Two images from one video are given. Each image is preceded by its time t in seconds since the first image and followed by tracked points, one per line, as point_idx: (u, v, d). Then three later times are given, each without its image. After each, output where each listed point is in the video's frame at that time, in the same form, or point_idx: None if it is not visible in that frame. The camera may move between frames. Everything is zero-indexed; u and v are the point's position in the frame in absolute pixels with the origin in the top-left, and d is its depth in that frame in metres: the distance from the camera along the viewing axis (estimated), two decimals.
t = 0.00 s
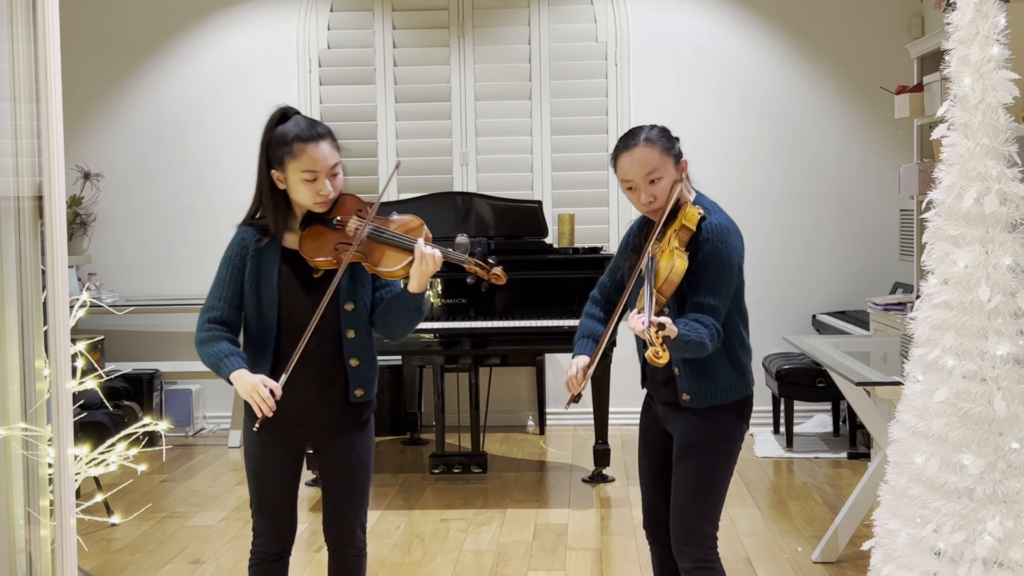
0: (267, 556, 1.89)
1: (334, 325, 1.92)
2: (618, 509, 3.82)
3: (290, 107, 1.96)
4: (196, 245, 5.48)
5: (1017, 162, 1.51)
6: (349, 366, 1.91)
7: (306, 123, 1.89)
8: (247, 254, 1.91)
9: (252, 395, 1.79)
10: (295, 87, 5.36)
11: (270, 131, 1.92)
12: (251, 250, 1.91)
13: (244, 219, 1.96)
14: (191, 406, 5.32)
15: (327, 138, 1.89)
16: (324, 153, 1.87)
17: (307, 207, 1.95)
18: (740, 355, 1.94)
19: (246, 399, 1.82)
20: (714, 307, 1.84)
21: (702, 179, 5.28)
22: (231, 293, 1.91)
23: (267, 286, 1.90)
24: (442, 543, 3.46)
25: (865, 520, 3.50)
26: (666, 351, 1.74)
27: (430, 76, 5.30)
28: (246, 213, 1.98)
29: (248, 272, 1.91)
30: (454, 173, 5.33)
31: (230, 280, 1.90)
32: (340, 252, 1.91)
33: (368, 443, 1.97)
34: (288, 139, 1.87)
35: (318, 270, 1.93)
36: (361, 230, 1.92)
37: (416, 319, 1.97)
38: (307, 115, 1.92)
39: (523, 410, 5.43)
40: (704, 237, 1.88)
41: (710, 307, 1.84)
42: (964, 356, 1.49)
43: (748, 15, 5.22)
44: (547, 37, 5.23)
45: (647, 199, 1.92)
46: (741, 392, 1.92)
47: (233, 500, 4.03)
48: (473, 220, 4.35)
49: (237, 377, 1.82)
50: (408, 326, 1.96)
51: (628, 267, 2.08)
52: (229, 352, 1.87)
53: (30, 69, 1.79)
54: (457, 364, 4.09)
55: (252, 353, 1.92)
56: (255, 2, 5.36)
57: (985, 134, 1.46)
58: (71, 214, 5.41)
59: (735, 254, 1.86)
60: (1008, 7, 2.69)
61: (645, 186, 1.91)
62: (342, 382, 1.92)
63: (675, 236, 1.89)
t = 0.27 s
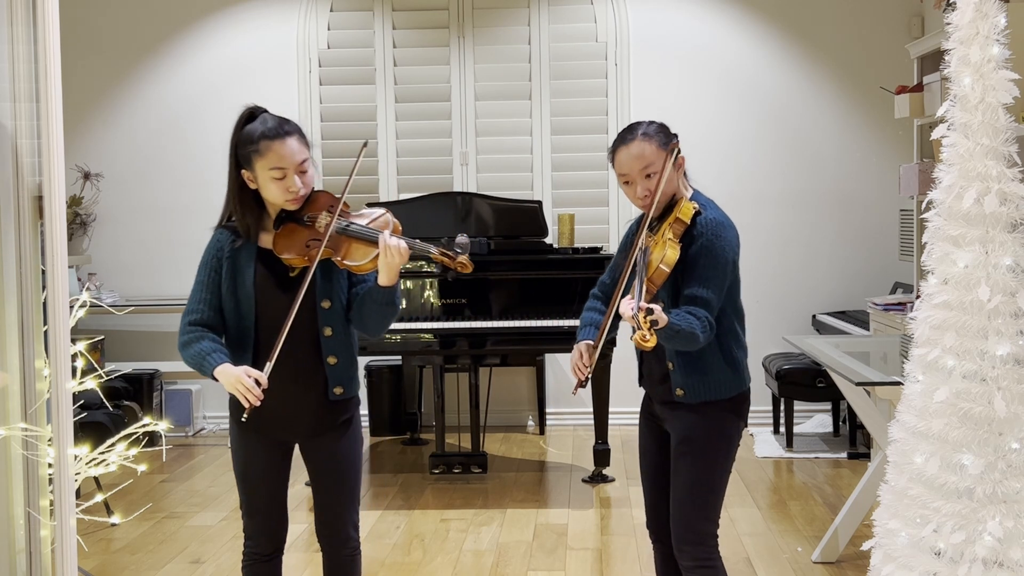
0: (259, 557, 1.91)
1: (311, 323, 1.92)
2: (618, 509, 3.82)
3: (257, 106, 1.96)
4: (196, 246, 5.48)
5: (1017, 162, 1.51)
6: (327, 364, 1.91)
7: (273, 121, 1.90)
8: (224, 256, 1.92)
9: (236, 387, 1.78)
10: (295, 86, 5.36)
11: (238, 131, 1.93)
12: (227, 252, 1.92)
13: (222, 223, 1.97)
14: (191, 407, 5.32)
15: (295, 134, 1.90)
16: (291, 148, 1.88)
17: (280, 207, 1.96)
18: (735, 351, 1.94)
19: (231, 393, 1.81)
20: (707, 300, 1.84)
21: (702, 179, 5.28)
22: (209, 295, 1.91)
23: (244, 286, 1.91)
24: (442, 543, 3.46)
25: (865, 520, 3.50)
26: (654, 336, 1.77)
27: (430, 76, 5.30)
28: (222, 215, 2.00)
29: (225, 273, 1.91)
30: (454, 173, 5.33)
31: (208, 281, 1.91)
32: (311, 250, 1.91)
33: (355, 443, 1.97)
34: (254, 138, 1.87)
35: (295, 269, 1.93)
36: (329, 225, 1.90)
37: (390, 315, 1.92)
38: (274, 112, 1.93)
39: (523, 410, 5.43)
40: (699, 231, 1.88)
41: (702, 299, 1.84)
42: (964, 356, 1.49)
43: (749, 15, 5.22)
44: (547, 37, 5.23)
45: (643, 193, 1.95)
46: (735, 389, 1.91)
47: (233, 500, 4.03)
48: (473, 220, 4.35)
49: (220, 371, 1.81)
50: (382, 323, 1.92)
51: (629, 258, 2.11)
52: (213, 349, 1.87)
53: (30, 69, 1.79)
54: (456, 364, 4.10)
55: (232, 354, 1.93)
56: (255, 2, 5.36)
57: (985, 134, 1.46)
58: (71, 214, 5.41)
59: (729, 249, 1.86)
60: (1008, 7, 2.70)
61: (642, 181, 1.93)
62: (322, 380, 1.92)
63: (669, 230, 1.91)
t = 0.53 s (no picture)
0: (254, 558, 1.93)
1: (294, 322, 1.92)
2: (618, 509, 3.82)
3: (233, 107, 1.95)
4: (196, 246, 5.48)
5: (1017, 162, 1.51)
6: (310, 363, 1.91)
7: (248, 120, 1.89)
8: (205, 258, 1.92)
9: (203, 409, 1.76)
10: (295, 86, 5.35)
11: (215, 132, 1.93)
12: (208, 253, 1.93)
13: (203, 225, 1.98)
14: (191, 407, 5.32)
15: (271, 133, 1.89)
16: (266, 148, 1.87)
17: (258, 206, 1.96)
18: (728, 351, 1.93)
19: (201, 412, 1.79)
20: (699, 300, 1.83)
21: (702, 179, 5.28)
22: (192, 298, 1.92)
23: (225, 287, 1.91)
24: (443, 543, 3.46)
25: (865, 519, 3.50)
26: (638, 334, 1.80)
27: (429, 76, 5.30)
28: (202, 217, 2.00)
29: (206, 276, 1.92)
30: (454, 173, 5.33)
31: (190, 284, 1.92)
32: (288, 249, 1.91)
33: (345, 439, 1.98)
34: (229, 138, 1.87)
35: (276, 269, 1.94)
36: (304, 222, 1.91)
37: (370, 312, 1.91)
38: (249, 112, 1.92)
39: (523, 410, 5.43)
40: (695, 231, 1.88)
41: (693, 299, 1.83)
42: (964, 356, 1.49)
43: (749, 15, 5.22)
44: (548, 37, 5.23)
45: (644, 192, 1.95)
46: (727, 388, 1.91)
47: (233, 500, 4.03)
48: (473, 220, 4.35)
49: (192, 391, 1.82)
50: (363, 321, 1.92)
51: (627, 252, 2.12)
52: (188, 364, 1.88)
53: (30, 69, 1.79)
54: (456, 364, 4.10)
55: (215, 356, 1.93)
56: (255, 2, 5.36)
57: (985, 134, 1.46)
58: (71, 214, 5.41)
59: (723, 251, 1.86)
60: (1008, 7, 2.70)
61: (642, 179, 1.93)
62: (307, 379, 1.92)
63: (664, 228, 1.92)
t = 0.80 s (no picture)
0: (251, 558, 1.94)
1: (284, 322, 1.92)
2: (618, 509, 3.83)
3: (221, 107, 1.95)
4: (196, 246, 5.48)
5: (1017, 162, 1.51)
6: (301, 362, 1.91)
7: (235, 121, 1.89)
8: (196, 260, 1.94)
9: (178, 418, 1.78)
10: (295, 86, 5.35)
11: (204, 132, 1.93)
12: (199, 254, 1.94)
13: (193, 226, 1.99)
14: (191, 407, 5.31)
15: (257, 134, 1.89)
16: (253, 148, 1.88)
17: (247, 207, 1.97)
18: (721, 352, 1.93)
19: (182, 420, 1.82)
20: (689, 298, 1.83)
21: (702, 180, 5.28)
22: (183, 299, 1.94)
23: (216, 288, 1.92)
24: (443, 543, 3.46)
25: (866, 520, 3.50)
26: (619, 329, 1.87)
27: (429, 76, 5.30)
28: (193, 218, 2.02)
29: (197, 277, 1.94)
30: (454, 173, 5.33)
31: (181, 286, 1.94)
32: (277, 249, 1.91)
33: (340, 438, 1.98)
34: (217, 139, 1.87)
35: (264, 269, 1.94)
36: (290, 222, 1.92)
37: (357, 311, 1.91)
38: (237, 112, 1.93)
39: (523, 410, 5.43)
40: (689, 231, 1.89)
41: (684, 297, 1.83)
42: (964, 356, 1.49)
43: (749, 15, 5.22)
44: (548, 37, 5.23)
45: (639, 190, 1.96)
46: (721, 387, 1.90)
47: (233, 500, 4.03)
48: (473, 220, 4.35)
49: (171, 400, 1.84)
50: (352, 321, 1.91)
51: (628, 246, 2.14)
52: (171, 371, 1.90)
53: (30, 69, 1.79)
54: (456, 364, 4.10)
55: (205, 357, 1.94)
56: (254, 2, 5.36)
57: (985, 134, 1.46)
58: (71, 214, 5.41)
59: (716, 251, 1.86)
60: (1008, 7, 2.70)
61: (636, 178, 1.94)
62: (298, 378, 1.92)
63: (657, 227, 1.93)
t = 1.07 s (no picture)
0: (251, 557, 1.93)
1: (285, 321, 1.92)
2: (618, 509, 3.83)
3: (229, 106, 1.97)
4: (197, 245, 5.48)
5: (1017, 162, 1.51)
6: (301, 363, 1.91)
7: (243, 120, 1.91)
8: (196, 259, 1.95)
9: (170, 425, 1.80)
10: (295, 86, 5.35)
11: (210, 130, 1.94)
12: (200, 254, 1.95)
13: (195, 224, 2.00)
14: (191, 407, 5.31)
15: (265, 134, 1.90)
16: (262, 147, 1.89)
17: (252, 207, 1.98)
18: (715, 353, 1.93)
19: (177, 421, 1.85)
20: (681, 299, 1.83)
21: (702, 180, 5.28)
22: (182, 300, 1.95)
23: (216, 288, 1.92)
24: (443, 543, 3.46)
25: (866, 519, 3.50)
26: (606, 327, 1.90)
27: (429, 76, 5.30)
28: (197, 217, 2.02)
29: (196, 277, 1.94)
30: (454, 173, 5.33)
31: (180, 286, 1.94)
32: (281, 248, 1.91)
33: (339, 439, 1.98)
34: (223, 138, 1.88)
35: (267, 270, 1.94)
36: (296, 222, 1.93)
37: (360, 313, 1.91)
38: (244, 112, 1.94)
39: (523, 410, 5.43)
40: (684, 231, 1.88)
41: (677, 297, 1.83)
42: (964, 356, 1.49)
43: (749, 15, 5.22)
44: (548, 37, 5.23)
45: (635, 191, 1.96)
46: (715, 387, 1.90)
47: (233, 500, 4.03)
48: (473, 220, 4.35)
49: (164, 398, 1.87)
50: (354, 322, 1.91)
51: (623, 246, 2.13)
52: (165, 372, 1.92)
53: (29, 69, 1.79)
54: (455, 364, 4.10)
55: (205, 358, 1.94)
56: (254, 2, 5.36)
57: (985, 134, 1.46)
58: (71, 214, 5.41)
59: (710, 252, 1.86)
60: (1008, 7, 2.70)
61: (632, 178, 1.94)
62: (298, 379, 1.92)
63: (651, 228, 1.93)
